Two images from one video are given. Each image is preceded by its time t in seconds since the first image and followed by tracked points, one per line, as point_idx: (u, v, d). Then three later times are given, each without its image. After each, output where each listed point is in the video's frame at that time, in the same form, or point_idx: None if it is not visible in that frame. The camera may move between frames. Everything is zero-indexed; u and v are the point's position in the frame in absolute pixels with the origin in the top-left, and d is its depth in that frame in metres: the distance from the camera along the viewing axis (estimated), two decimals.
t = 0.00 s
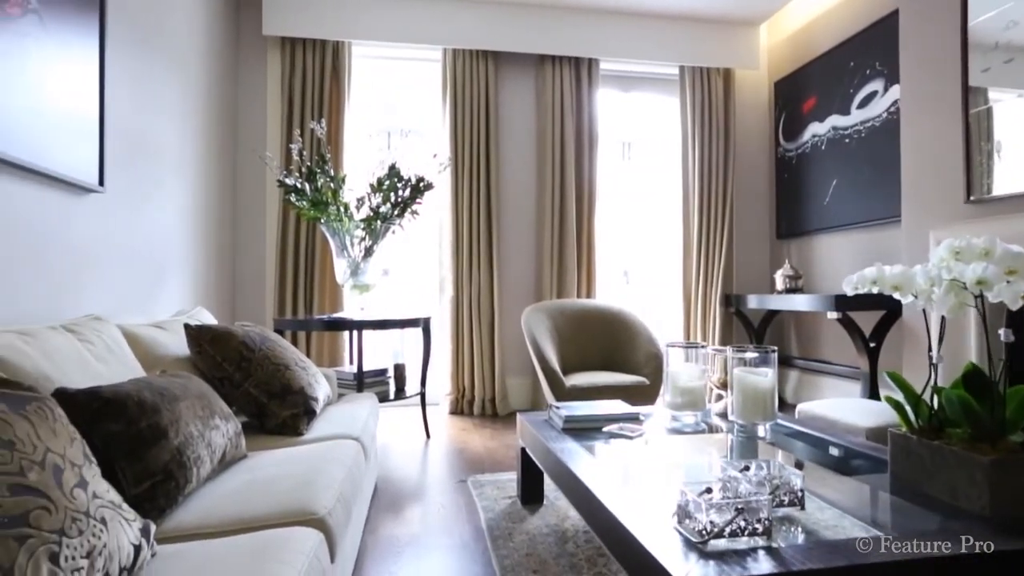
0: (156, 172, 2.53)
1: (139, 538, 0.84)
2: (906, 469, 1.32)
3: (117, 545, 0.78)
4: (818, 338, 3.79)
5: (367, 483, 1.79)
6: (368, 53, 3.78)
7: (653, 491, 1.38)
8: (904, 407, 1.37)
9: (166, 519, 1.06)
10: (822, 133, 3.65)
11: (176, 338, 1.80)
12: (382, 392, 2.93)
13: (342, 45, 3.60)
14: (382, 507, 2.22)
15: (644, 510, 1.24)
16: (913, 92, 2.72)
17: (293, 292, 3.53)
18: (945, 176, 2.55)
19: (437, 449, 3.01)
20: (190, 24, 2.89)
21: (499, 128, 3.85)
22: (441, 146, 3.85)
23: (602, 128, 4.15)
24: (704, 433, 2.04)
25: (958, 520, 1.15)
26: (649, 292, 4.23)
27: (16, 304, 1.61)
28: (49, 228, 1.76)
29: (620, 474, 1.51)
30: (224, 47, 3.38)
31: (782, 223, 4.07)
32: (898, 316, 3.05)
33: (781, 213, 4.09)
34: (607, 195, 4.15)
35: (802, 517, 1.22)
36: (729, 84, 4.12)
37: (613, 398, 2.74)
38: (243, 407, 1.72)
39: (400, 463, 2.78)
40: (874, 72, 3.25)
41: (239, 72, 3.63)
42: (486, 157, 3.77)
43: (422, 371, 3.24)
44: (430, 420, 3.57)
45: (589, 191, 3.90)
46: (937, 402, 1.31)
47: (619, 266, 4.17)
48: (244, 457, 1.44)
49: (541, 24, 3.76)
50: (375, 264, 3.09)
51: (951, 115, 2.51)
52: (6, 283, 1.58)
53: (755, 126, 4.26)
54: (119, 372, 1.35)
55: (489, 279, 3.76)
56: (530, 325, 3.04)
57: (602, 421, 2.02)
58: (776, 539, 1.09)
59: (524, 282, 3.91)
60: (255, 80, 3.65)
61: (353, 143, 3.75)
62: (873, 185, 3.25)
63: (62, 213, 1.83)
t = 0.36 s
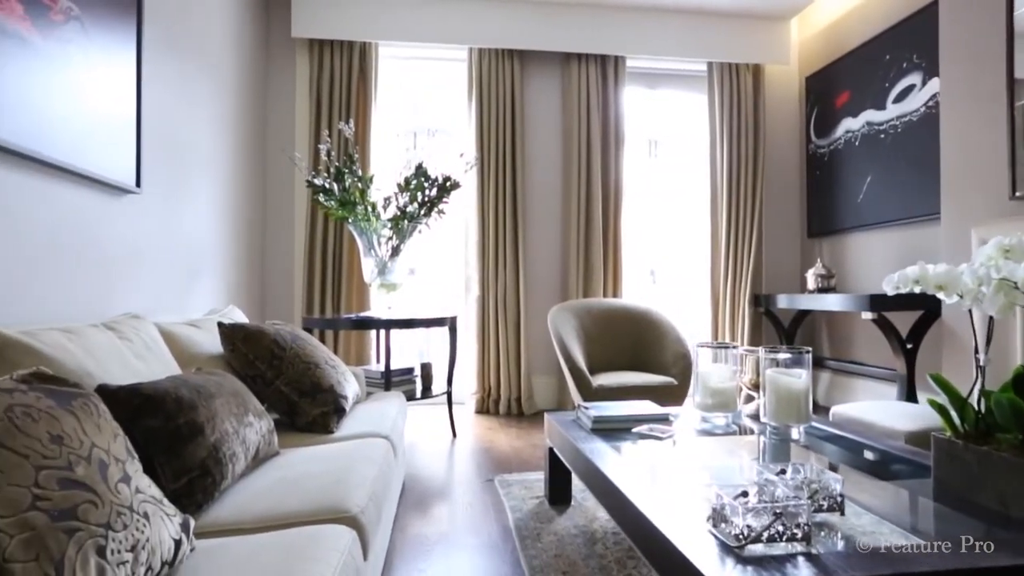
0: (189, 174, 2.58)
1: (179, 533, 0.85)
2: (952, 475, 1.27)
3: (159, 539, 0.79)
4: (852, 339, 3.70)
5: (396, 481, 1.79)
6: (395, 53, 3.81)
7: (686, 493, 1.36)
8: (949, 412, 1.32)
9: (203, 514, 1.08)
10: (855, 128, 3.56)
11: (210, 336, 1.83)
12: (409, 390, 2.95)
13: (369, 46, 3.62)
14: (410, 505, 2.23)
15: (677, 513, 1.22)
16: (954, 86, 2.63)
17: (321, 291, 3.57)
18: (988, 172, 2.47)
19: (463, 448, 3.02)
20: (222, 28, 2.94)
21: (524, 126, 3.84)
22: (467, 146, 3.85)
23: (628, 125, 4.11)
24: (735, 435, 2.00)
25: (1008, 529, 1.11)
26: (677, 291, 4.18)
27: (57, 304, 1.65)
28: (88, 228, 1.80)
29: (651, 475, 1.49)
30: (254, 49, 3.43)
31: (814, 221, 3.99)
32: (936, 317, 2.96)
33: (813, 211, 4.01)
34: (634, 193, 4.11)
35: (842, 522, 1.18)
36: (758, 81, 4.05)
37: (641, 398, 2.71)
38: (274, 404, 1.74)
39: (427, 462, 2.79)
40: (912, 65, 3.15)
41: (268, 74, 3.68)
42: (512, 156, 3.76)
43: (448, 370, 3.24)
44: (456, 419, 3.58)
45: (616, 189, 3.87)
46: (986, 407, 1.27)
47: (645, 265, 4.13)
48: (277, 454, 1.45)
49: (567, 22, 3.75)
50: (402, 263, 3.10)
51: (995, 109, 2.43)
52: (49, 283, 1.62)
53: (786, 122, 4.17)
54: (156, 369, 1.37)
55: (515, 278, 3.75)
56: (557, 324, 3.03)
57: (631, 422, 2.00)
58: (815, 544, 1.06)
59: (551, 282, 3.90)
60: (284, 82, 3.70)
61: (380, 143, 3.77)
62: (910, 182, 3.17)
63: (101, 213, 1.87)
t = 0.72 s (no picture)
0: (223, 175, 2.63)
1: (219, 529, 0.86)
2: (1002, 483, 1.22)
3: (200, 535, 0.81)
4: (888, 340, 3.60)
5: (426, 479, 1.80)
6: (422, 54, 3.82)
7: (721, 496, 1.34)
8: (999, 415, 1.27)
9: (240, 510, 1.09)
10: (893, 124, 3.47)
11: (243, 334, 1.85)
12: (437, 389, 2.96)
13: (396, 46, 3.65)
14: (439, 504, 2.24)
15: (713, 515, 1.19)
16: (999, 78, 2.54)
17: (349, 290, 3.61)
18: None
19: (490, 448, 3.02)
20: (254, 31, 2.98)
21: (551, 125, 3.83)
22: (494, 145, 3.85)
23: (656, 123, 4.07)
24: (769, 437, 1.96)
25: None
26: (706, 291, 4.12)
27: (99, 302, 1.69)
28: (127, 229, 1.84)
29: (683, 477, 1.46)
30: (284, 52, 3.49)
31: (848, 219, 3.89)
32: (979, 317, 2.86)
33: (847, 209, 3.91)
34: (662, 192, 4.07)
35: (886, 529, 1.14)
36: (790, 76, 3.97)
37: (671, 398, 2.68)
38: (305, 402, 1.76)
39: (454, 461, 2.80)
40: (954, 57, 3.05)
41: (298, 76, 3.73)
42: (539, 154, 3.75)
43: (475, 370, 3.25)
44: (483, 418, 3.58)
45: (644, 187, 3.83)
46: None
47: (673, 264, 4.08)
48: (309, 452, 1.47)
49: (594, 20, 3.73)
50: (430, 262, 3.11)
51: None
52: (91, 283, 1.66)
53: (818, 118, 4.08)
54: (194, 367, 1.40)
55: (542, 277, 3.74)
56: (585, 324, 3.01)
57: (663, 423, 1.98)
58: (860, 552, 1.03)
59: (578, 282, 3.87)
60: (313, 84, 3.75)
61: (407, 144, 3.80)
62: (950, 178, 3.07)
63: (140, 214, 1.92)
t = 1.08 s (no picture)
0: (252, 176, 2.67)
1: (254, 527, 0.87)
2: None
3: (236, 532, 0.81)
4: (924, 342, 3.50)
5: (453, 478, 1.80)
6: (446, 54, 3.84)
7: (752, 498, 1.31)
8: None
9: (272, 508, 1.10)
10: (929, 119, 3.37)
11: (273, 333, 1.88)
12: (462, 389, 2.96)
13: (421, 47, 3.66)
14: (465, 504, 2.24)
15: (746, 518, 1.17)
16: None
17: (375, 290, 3.63)
18: None
19: (515, 448, 3.01)
20: (283, 34, 3.03)
21: (576, 123, 3.81)
22: (518, 144, 3.84)
23: (682, 121, 4.02)
24: (801, 440, 1.92)
25: None
26: (733, 291, 4.06)
27: (135, 302, 1.72)
28: (160, 230, 1.88)
29: (714, 480, 1.44)
30: (311, 54, 3.52)
31: (881, 217, 3.80)
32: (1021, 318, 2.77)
33: (880, 207, 3.82)
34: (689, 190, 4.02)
35: (929, 537, 1.10)
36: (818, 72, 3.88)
37: (698, 400, 2.64)
38: (334, 401, 1.77)
39: (479, 461, 2.80)
40: (995, 49, 2.95)
41: (326, 78, 3.78)
42: (564, 153, 3.73)
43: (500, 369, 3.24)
44: (507, 418, 3.58)
45: (670, 185, 3.79)
46: None
47: (699, 264, 4.03)
48: (339, 450, 1.48)
49: (620, 18, 3.70)
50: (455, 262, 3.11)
51: None
52: (127, 283, 1.69)
53: (850, 113, 3.99)
54: (226, 365, 1.42)
55: (566, 277, 3.72)
56: (610, 324, 2.98)
57: (692, 425, 1.95)
58: (903, 560, 0.99)
59: (602, 281, 3.85)
60: (339, 86, 3.79)
61: (432, 144, 3.81)
62: (991, 174, 2.97)
63: (172, 215, 1.95)
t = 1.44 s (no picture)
0: (282, 177, 2.70)
1: (289, 525, 0.88)
2: None
3: (272, 530, 0.82)
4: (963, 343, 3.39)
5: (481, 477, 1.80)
6: (471, 53, 3.84)
7: (786, 500, 1.28)
8: None
9: (304, 505, 1.11)
10: (969, 113, 3.26)
11: (303, 332, 1.90)
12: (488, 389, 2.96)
13: (446, 47, 3.67)
14: (491, 504, 2.23)
15: (781, 520, 1.14)
16: None
17: (400, 289, 3.66)
18: None
19: (541, 448, 3.00)
20: (311, 35, 3.06)
21: (601, 121, 3.78)
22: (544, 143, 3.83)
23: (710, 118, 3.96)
24: (836, 443, 1.87)
25: None
26: (762, 290, 3.99)
27: (168, 302, 1.75)
28: (193, 229, 1.91)
29: (746, 481, 1.41)
30: (338, 55, 3.56)
31: (918, 215, 3.69)
32: None
33: (916, 204, 3.71)
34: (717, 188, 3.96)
35: (978, 546, 1.07)
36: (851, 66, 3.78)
37: (728, 401, 2.60)
38: (362, 400, 1.78)
39: (505, 460, 2.79)
40: None
41: (353, 79, 3.82)
42: (589, 152, 3.70)
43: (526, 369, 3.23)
44: (533, 417, 3.57)
45: (698, 183, 3.74)
46: None
47: (727, 263, 3.97)
48: (368, 449, 1.48)
49: (646, 14, 3.65)
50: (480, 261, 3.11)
51: None
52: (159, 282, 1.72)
53: (884, 108, 3.89)
54: (258, 363, 1.43)
55: (592, 276, 3.70)
56: (637, 323, 2.95)
57: (723, 427, 1.91)
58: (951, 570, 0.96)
59: (629, 281, 3.81)
60: (365, 87, 3.82)
61: (458, 143, 3.82)
62: None
63: (205, 215, 1.98)
